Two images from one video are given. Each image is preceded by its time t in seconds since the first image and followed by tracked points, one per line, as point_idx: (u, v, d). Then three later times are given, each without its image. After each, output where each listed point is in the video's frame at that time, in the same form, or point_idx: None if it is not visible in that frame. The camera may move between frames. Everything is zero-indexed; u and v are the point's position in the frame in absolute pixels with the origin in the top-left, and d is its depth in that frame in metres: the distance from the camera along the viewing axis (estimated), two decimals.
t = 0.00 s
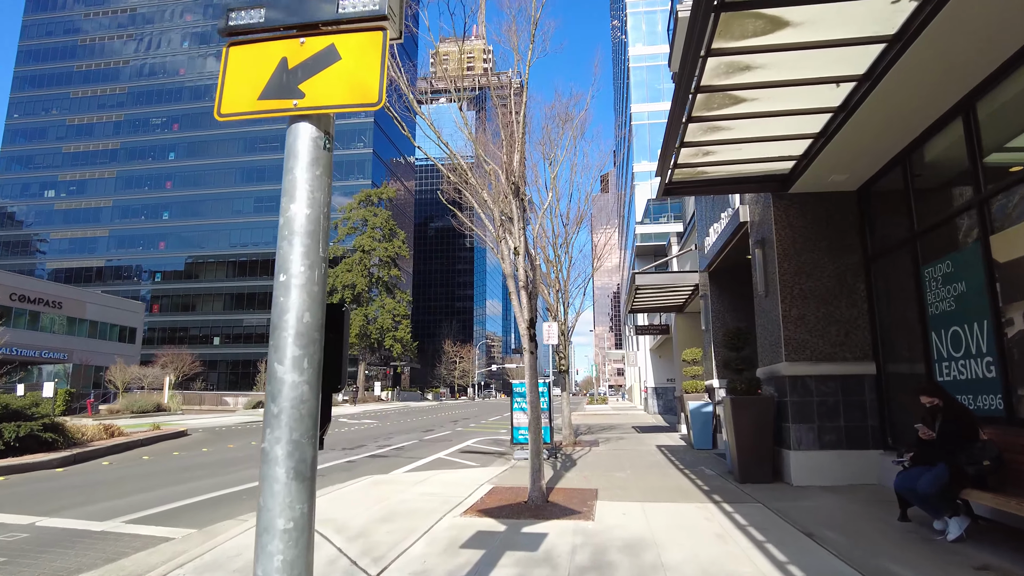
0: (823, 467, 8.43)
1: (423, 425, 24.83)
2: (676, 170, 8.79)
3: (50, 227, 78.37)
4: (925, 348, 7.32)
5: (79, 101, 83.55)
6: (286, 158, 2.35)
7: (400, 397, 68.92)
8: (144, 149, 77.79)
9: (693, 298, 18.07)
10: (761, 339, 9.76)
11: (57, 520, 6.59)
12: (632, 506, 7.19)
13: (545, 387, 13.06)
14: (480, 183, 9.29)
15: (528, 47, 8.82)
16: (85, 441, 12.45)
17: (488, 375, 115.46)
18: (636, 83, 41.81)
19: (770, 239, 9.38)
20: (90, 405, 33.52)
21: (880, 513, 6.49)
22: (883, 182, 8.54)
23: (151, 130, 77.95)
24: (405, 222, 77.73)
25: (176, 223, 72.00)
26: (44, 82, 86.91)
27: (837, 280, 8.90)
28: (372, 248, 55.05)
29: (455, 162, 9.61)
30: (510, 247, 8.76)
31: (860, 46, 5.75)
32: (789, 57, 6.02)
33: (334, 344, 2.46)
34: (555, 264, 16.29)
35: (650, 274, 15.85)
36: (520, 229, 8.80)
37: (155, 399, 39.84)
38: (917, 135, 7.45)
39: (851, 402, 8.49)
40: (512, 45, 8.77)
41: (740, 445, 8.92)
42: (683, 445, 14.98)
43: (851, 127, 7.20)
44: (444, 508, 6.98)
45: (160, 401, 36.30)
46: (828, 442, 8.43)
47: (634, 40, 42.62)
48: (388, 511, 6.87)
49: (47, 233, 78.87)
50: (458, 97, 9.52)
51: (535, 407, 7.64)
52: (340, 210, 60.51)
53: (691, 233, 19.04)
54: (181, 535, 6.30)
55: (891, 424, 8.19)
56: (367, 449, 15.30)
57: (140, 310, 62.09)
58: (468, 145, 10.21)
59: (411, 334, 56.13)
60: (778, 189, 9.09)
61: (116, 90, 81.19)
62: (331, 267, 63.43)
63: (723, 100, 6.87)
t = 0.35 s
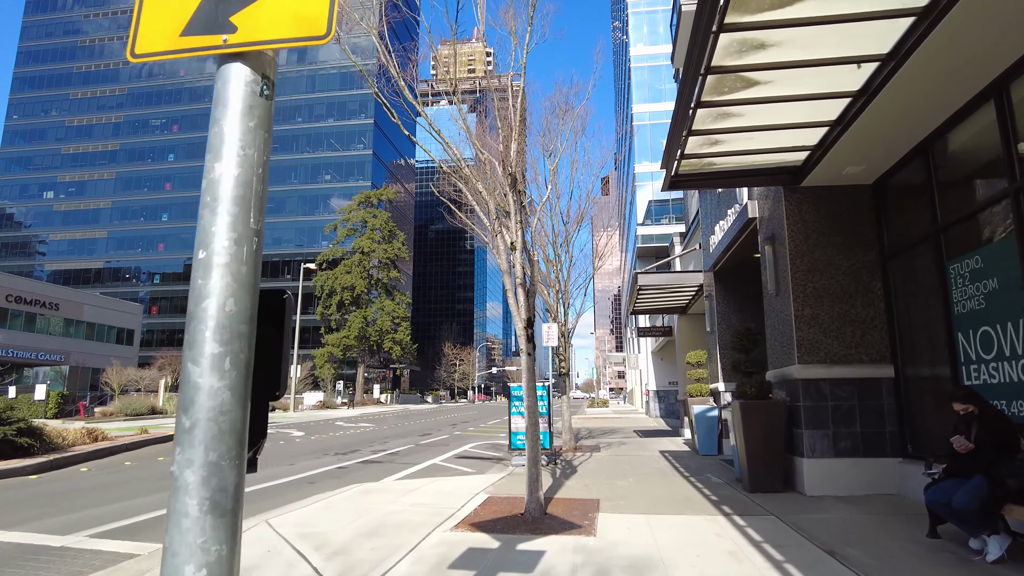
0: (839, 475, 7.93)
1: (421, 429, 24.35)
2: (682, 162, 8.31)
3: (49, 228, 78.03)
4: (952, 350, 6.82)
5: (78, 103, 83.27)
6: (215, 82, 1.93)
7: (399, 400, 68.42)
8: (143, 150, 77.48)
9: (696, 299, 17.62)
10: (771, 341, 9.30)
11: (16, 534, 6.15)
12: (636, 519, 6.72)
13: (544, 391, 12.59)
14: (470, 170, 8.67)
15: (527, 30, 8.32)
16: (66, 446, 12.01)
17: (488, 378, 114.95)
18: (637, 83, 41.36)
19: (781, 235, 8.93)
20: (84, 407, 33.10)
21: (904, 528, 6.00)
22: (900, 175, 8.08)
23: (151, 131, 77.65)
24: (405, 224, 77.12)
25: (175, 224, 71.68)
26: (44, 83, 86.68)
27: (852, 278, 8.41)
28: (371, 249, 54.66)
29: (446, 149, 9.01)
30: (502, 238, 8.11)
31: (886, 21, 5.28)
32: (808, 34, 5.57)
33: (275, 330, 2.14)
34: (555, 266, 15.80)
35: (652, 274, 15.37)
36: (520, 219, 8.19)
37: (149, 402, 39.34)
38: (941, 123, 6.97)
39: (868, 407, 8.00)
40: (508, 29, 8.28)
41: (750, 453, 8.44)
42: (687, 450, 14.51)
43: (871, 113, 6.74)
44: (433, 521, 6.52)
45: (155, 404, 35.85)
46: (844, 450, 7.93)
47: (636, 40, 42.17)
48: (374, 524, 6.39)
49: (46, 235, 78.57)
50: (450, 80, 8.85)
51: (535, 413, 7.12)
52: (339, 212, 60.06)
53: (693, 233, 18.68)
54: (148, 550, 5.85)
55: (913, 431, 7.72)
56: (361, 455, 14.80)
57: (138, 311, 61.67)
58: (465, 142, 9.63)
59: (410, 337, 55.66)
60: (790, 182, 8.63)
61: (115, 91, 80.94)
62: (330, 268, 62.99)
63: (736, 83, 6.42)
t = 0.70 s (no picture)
0: (856, 488, 7.37)
1: (417, 435, 23.76)
2: (686, 152, 7.79)
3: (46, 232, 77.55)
4: (981, 352, 6.29)
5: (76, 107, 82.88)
6: (59, 31, 2.02)
7: (397, 406, 67.69)
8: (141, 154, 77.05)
9: (698, 302, 17.09)
10: (780, 343, 8.77)
11: None
12: (639, 537, 6.17)
13: (540, 397, 12.07)
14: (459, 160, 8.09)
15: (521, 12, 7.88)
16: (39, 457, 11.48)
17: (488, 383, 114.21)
18: (636, 85, 40.94)
19: (790, 231, 8.43)
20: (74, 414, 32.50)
21: (932, 550, 5.47)
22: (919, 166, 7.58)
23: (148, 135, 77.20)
24: (404, 228, 76.56)
25: (172, 229, 71.17)
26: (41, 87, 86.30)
27: (868, 275, 7.88)
28: (369, 253, 54.22)
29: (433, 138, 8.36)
30: (491, 232, 7.42)
31: None
32: (827, 6, 5.08)
33: (150, 297, 2.08)
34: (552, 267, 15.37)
35: (653, 276, 14.84)
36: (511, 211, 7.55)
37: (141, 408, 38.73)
38: (967, 106, 6.45)
39: (886, 415, 7.45)
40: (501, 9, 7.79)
41: (759, 464, 7.89)
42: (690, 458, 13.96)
43: (892, 95, 6.24)
44: (417, 541, 6.01)
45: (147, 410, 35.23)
46: (861, 460, 7.38)
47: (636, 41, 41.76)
48: (351, 544, 5.85)
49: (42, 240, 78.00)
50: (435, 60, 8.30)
51: (528, 421, 6.57)
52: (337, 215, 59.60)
53: (695, 234, 18.17)
54: None
55: (935, 440, 7.17)
56: (350, 464, 14.24)
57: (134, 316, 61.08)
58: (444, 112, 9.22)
59: (409, 341, 55.11)
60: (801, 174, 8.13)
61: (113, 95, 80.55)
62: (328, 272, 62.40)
63: (747, 62, 5.92)
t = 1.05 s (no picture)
0: (876, 492, 6.85)
1: (413, 438, 23.25)
2: (692, 133, 7.32)
3: (44, 234, 77.12)
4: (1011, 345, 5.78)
5: (74, 109, 82.63)
6: None
7: (396, 408, 67.10)
8: (139, 156, 76.70)
9: (702, 299, 16.57)
10: (792, 338, 8.27)
11: None
12: (641, 547, 5.67)
13: (538, 396, 11.60)
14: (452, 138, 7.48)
15: None
16: (13, 460, 11.02)
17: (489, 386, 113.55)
18: (637, 84, 40.48)
19: (802, 218, 7.93)
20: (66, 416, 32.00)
21: (965, 562, 4.96)
22: (941, 147, 7.06)
23: (147, 136, 76.82)
24: (404, 230, 75.97)
25: (170, 230, 70.77)
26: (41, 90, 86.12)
27: (885, 265, 7.38)
28: (368, 254, 53.76)
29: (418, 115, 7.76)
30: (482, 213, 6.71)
31: None
32: None
33: None
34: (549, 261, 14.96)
35: (656, 271, 14.33)
36: (505, 191, 6.89)
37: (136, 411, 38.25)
38: (999, 78, 5.94)
39: (907, 412, 6.92)
40: None
41: (771, 466, 7.38)
42: (694, 460, 13.43)
43: (918, 62, 5.72)
44: (400, 551, 5.53)
45: (141, 412, 34.75)
46: (879, 462, 6.86)
47: (636, 40, 41.30)
48: (327, 556, 5.35)
49: (40, 241, 77.70)
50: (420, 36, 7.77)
51: (521, 422, 6.06)
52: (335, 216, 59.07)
53: (699, 229, 17.67)
54: None
55: (962, 440, 6.64)
56: (341, 467, 13.72)
57: (131, 317, 60.65)
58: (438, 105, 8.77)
59: (408, 343, 54.54)
60: (815, 156, 7.63)
61: (111, 97, 80.27)
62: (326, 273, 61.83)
63: (760, 27, 5.46)
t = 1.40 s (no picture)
0: (900, 502, 6.31)
1: (408, 440, 22.67)
2: (701, 115, 6.81)
3: (42, 235, 76.65)
4: None
5: (72, 108, 82.18)
6: None
7: (395, 409, 66.52)
8: (137, 155, 76.22)
9: (706, 298, 16.01)
10: (806, 335, 7.74)
11: None
12: (645, 565, 5.17)
13: (535, 398, 11.04)
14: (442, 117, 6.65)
15: None
16: None
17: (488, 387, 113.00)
18: (638, 82, 39.96)
19: (817, 208, 7.41)
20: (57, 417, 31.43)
21: None
22: (969, 130, 6.51)
23: (145, 136, 76.34)
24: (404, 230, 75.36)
25: (167, 230, 70.25)
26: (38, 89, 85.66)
27: (908, 257, 6.84)
28: (367, 255, 53.25)
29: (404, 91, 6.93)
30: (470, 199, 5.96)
31: None
32: None
33: None
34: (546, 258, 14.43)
35: (658, 268, 13.75)
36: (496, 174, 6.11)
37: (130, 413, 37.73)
38: None
39: (933, 417, 6.40)
40: None
41: (785, 474, 6.84)
42: (698, 465, 12.91)
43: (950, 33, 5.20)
44: (379, 570, 5.01)
45: (134, 413, 34.20)
46: (903, 470, 6.34)
47: (636, 37, 40.80)
48: None
49: (37, 241, 77.23)
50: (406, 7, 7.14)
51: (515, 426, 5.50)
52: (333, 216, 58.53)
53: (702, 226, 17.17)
54: None
55: (995, 447, 6.09)
56: (330, 471, 13.16)
57: (127, 318, 60.13)
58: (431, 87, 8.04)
59: (407, 344, 53.94)
60: (833, 141, 7.09)
61: (109, 96, 79.82)
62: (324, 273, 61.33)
63: None
